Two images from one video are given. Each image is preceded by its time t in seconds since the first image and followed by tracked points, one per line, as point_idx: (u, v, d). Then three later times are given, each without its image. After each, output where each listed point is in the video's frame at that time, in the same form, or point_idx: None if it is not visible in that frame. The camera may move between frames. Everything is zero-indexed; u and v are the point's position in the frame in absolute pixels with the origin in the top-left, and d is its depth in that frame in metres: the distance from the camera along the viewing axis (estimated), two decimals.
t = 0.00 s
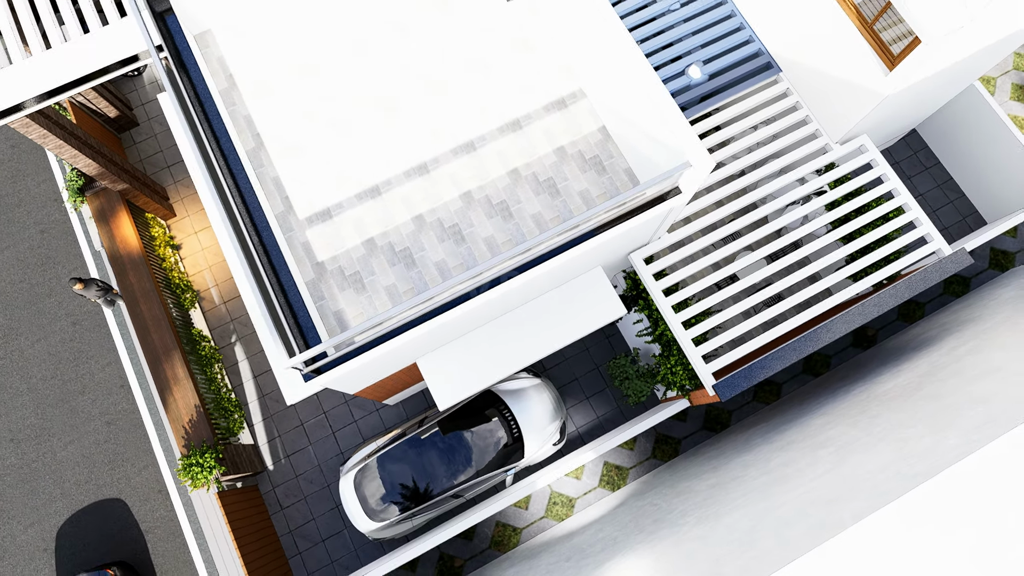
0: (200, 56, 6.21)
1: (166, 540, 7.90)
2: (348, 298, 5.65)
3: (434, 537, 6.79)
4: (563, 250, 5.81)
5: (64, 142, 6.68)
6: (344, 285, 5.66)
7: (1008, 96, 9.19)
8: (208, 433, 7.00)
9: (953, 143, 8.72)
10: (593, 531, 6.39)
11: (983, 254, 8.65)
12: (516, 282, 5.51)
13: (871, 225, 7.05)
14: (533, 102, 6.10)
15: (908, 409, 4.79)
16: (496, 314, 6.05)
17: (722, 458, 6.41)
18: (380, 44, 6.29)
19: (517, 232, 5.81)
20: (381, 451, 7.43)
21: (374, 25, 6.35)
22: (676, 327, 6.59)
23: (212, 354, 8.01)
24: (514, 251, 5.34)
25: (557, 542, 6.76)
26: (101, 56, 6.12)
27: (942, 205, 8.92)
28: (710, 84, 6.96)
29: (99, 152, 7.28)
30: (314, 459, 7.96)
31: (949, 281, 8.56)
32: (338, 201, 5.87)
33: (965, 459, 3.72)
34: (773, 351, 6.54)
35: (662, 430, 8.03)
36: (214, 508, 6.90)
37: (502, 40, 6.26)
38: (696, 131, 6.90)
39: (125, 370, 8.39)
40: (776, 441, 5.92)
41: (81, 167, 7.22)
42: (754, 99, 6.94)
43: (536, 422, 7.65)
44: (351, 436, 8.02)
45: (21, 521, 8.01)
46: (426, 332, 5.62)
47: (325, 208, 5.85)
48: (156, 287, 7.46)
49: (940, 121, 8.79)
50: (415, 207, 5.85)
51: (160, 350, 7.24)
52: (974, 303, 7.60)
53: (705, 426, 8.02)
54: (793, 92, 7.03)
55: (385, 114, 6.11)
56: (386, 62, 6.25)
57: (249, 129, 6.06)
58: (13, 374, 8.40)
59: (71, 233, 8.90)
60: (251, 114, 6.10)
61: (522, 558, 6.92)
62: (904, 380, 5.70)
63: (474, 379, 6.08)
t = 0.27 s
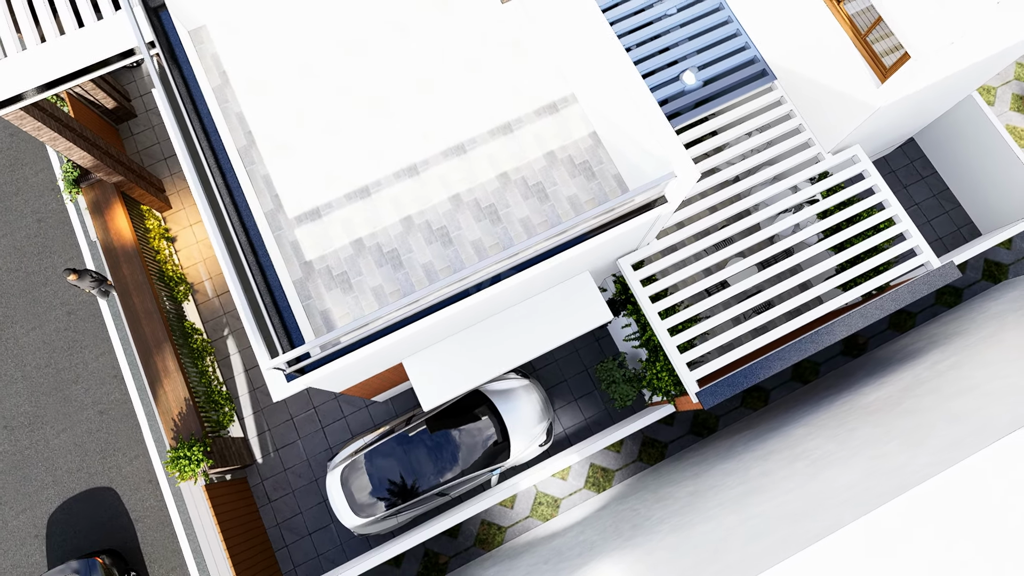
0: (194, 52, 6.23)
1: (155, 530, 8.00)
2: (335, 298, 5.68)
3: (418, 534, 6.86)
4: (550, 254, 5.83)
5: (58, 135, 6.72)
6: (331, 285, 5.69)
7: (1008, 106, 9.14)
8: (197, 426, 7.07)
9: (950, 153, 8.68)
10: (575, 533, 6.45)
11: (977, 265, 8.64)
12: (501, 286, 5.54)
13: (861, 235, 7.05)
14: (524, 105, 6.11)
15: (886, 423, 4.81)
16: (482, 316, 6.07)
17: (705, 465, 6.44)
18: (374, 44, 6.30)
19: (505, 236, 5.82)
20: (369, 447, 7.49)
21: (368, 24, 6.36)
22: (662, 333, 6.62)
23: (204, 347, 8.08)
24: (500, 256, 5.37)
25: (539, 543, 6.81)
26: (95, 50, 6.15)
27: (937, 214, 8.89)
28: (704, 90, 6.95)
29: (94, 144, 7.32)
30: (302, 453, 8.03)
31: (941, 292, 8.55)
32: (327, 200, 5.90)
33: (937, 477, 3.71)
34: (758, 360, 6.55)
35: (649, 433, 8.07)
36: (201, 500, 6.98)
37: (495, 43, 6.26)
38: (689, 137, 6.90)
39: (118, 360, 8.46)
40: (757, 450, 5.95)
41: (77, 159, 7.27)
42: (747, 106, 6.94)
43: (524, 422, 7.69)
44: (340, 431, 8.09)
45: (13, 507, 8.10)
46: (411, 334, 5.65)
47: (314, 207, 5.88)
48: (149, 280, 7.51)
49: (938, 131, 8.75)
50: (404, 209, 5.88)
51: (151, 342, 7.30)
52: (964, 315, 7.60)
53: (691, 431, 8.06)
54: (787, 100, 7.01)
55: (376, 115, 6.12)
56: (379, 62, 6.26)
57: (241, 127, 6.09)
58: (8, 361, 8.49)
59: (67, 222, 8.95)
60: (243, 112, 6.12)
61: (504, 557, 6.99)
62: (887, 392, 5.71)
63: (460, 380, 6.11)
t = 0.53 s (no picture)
0: (187, 47, 6.24)
1: (144, 519, 8.09)
2: (322, 296, 5.73)
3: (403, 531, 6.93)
4: (537, 258, 5.85)
5: (53, 127, 6.76)
6: (319, 284, 5.73)
7: (1006, 116, 9.10)
8: (186, 419, 7.13)
9: (945, 162, 8.64)
10: (557, 534, 6.50)
11: (969, 276, 8.64)
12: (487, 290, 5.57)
13: (851, 245, 7.05)
14: (515, 109, 6.11)
15: (863, 436, 4.83)
16: (469, 318, 6.10)
17: (687, 470, 6.49)
18: (367, 44, 6.31)
19: (492, 239, 5.85)
20: (355, 444, 7.54)
21: (362, 24, 6.36)
22: (648, 340, 6.65)
23: (196, 339, 8.15)
24: (486, 260, 5.40)
25: (522, 543, 6.88)
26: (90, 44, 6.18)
27: (931, 224, 8.87)
28: (699, 96, 6.95)
29: (90, 136, 7.37)
30: (291, 447, 8.11)
31: (933, 302, 8.55)
32: (317, 199, 5.93)
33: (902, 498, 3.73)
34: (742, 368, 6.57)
35: (636, 436, 8.11)
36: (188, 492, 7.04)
37: (488, 45, 6.27)
38: (681, 143, 6.91)
39: (112, 350, 8.54)
40: (738, 457, 5.99)
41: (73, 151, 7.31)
42: (740, 113, 6.93)
43: (512, 421, 7.75)
44: (329, 426, 8.16)
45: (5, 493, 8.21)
46: (397, 334, 5.69)
47: (303, 206, 5.91)
48: (142, 272, 7.57)
49: (934, 139, 8.70)
50: (392, 209, 5.91)
51: (143, 334, 7.36)
52: (953, 326, 7.61)
53: (678, 434, 8.10)
54: (781, 108, 7.00)
55: (368, 115, 6.14)
56: (372, 62, 6.27)
57: (233, 123, 6.11)
58: (3, 348, 8.57)
59: (64, 212, 9.00)
60: (235, 109, 6.15)
61: (487, 556, 7.06)
62: (869, 404, 5.74)
63: (445, 380, 6.16)
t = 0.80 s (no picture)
0: (181, 43, 6.26)
1: (134, 508, 8.18)
2: (309, 295, 5.76)
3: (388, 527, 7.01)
4: (524, 262, 5.88)
5: (48, 118, 6.80)
6: (306, 282, 5.77)
7: (1005, 126, 9.06)
8: (176, 411, 7.19)
9: (941, 172, 8.60)
10: (539, 535, 6.56)
11: (961, 286, 8.64)
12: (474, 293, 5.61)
13: (840, 254, 7.05)
14: (506, 111, 6.12)
15: (840, 448, 4.86)
16: (456, 319, 6.13)
17: (669, 475, 6.53)
18: (360, 42, 6.31)
19: (480, 241, 5.87)
20: (344, 440, 7.61)
21: (355, 22, 6.37)
22: (633, 346, 6.71)
23: (188, 331, 8.20)
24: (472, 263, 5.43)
25: (505, 542, 6.94)
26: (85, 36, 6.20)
27: (925, 233, 8.85)
28: (693, 102, 6.95)
29: (86, 127, 7.40)
30: (280, 440, 8.18)
31: (924, 311, 8.56)
32: (306, 198, 5.95)
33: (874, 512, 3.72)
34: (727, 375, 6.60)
35: (622, 438, 8.15)
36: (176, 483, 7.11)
37: (480, 46, 6.26)
38: (673, 148, 6.91)
39: (105, 339, 8.61)
40: (719, 464, 6.03)
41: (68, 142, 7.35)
42: (733, 120, 6.93)
43: (499, 421, 7.80)
44: (318, 420, 8.23)
45: None
46: (383, 334, 5.72)
47: (293, 204, 5.94)
48: (135, 264, 7.62)
49: (931, 149, 8.66)
50: (381, 210, 5.93)
51: (134, 326, 7.42)
52: (942, 337, 7.62)
53: (665, 437, 8.14)
54: (774, 116, 6.98)
55: (359, 114, 6.15)
56: (365, 61, 6.27)
57: (225, 119, 6.13)
58: None
59: (61, 200, 9.05)
60: (227, 105, 6.16)
61: (470, 553, 7.13)
62: (851, 415, 5.76)
63: (431, 380, 6.20)
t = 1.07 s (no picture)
0: (176, 37, 6.28)
1: (124, 496, 8.27)
2: (297, 292, 5.80)
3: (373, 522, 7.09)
4: (510, 265, 5.91)
5: (43, 109, 6.83)
6: (294, 280, 5.81)
7: (1003, 137, 9.03)
8: (166, 403, 7.26)
9: (936, 181, 8.58)
10: (520, 534, 6.61)
11: (953, 297, 8.64)
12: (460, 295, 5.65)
13: (829, 262, 7.06)
14: (497, 113, 6.13)
15: (816, 458, 4.90)
16: (443, 319, 6.16)
17: (651, 479, 6.57)
18: (354, 41, 6.33)
19: (468, 243, 5.90)
20: (332, 435, 7.70)
21: (349, 19, 6.37)
22: (619, 350, 6.75)
23: (181, 323, 8.25)
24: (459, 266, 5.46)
25: (488, 540, 7.01)
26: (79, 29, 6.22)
27: (918, 242, 8.84)
28: (686, 107, 6.95)
29: (82, 118, 7.44)
30: (270, 432, 8.25)
31: (914, 321, 8.57)
32: (296, 195, 5.99)
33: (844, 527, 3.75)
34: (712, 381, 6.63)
35: (609, 439, 8.20)
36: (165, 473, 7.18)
37: (473, 47, 6.27)
38: (665, 153, 6.93)
39: (99, 329, 8.67)
40: (700, 470, 6.07)
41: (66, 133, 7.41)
42: (725, 126, 6.94)
43: (487, 419, 7.86)
44: (308, 414, 8.30)
45: None
46: (369, 333, 5.76)
47: (282, 202, 5.97)
48: (129, 255, 7.67)
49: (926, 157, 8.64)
50: (371, 209, 5.96)
51: (126, 317, 7.49)
52: (930, 347, 7.63)
53: (651, 439, 8.19)
54: (768, 123, 6.98)
55: (351, 113, 6.17)
56: (358, 59, 6.29)
57: (218, 115, 6.16)
58: None
59: (58, 189, 9.09)
60: (220, 101, 6.19)
61: (454, 550, 7.20)
62: (831, 424, 5.79)
63: (417, 379, 6.25)
